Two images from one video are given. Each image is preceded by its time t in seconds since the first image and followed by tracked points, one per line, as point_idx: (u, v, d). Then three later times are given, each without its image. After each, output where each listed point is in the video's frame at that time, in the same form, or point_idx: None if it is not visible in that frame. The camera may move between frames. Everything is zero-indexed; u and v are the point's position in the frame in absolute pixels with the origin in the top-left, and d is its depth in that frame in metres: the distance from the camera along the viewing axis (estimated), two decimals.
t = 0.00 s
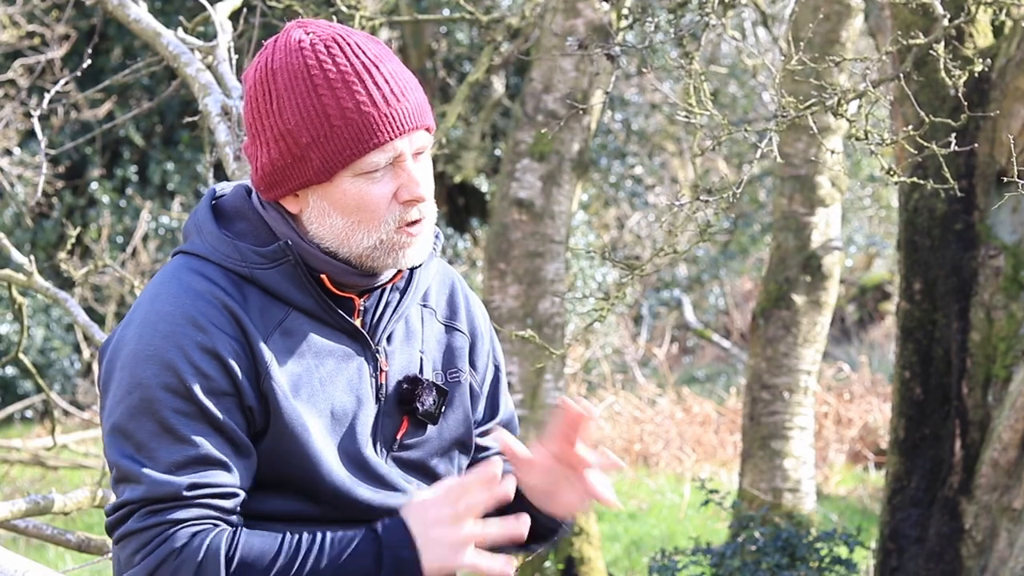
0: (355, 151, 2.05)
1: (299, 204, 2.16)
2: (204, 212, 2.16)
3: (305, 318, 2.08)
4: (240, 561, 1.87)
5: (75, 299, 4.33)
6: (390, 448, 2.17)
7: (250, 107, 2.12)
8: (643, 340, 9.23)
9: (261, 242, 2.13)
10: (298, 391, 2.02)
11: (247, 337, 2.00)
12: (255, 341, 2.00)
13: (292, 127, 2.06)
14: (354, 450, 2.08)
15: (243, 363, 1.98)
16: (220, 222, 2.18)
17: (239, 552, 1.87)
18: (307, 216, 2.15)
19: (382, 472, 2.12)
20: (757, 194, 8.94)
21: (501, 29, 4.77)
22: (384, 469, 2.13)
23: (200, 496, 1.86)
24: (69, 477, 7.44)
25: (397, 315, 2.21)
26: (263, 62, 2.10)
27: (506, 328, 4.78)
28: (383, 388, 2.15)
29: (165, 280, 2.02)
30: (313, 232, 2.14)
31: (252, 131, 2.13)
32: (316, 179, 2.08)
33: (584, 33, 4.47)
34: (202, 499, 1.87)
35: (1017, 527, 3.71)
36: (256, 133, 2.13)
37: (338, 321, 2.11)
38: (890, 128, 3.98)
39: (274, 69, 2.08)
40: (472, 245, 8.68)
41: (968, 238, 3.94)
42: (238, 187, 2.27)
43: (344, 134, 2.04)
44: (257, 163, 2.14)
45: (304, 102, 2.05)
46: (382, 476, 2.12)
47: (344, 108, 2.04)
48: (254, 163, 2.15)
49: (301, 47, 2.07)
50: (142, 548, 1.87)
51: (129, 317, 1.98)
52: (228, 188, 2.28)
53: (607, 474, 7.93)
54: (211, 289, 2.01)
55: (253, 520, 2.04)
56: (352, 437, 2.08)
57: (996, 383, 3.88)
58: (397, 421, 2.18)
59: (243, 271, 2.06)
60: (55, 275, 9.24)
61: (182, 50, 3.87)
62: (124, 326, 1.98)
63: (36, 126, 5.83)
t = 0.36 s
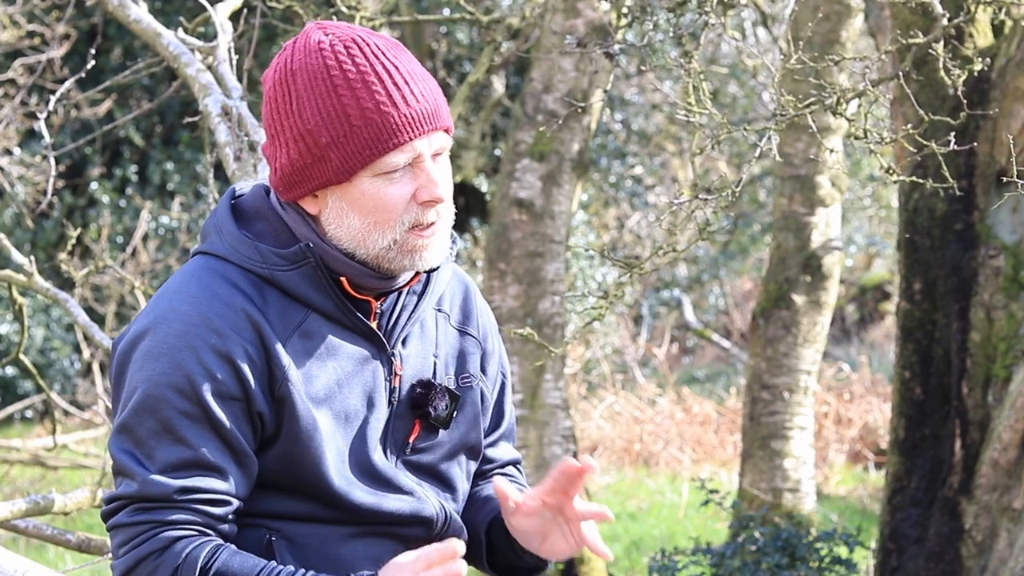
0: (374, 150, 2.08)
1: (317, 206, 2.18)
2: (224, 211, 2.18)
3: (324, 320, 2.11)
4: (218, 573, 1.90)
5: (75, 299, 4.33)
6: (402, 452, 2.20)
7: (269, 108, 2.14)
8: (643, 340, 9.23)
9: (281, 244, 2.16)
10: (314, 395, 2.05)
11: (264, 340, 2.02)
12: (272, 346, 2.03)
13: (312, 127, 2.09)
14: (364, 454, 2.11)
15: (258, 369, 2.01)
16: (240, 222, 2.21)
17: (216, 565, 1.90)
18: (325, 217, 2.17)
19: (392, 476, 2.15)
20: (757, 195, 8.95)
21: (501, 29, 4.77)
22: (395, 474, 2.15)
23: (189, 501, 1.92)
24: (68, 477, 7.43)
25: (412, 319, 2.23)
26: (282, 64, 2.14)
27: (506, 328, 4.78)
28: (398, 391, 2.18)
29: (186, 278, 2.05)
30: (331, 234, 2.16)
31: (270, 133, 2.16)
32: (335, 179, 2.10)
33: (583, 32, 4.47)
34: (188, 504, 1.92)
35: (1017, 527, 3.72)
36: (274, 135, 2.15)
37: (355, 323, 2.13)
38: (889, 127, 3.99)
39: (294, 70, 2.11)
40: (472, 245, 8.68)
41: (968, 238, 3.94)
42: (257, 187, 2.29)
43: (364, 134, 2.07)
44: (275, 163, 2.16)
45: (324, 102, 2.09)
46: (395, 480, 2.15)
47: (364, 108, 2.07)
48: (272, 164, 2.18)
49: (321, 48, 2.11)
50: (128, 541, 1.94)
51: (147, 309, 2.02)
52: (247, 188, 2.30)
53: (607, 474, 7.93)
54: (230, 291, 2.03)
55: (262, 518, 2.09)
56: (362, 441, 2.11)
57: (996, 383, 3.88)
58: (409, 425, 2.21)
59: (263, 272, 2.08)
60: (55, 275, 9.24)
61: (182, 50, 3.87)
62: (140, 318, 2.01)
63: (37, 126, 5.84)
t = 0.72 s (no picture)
0: (389, 151, 2.07)
1: (331, 207, 2.18)
2: (236, 211, 2.19)
3: (334, 323, 2.12)
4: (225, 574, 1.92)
5: (75, 299, 4.33)
6: (409, 455, 2.22)
7: (284, 106, 2.14)
8: (643, 340, 9.23)
9: (293, 245, 2.18)
10: (321, 399, 2.06)
11: (272, 343, 2.03)
12: (280, 348, 2.03)
13: (327, 127, 2.09)
14: (371, 459, 2.14)
15: (266, 371, 2.01)
16: (252, 222, 2.22)
17: (224, 566, 1.92)
18: (339, 217, 2.17)
19: (398, 479, 2.17)
20: (757, 194, 8.95)
21: (501, 29, 4.76)
22: (402, 477, 2.18)
23: (196, 504, 1.92)
24: (68, 477, 7.43)
25: (422, 323, 2.25)
26: (298, 63, 2.13)
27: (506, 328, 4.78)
28: (405, 394, 2.20)
29: (194, 278, 2.05)
30: (344, 234, 2.16)
31: (285, 132, 2.16)
32: (349, 180, 2.10)
33: (583, 33, 4.47)
34: (193, 506, 1.92)
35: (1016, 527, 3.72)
36: (289, 134, 2.15)
37: (364, 326, 2.14)
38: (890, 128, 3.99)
39: (309, 69, 2.11)
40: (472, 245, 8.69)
41: (968, 238, 3.94)
42: (270, 187, 2.30)
43: (379, 136, 2.07)
44: (290, 163, 2.17)
45: (339, 102, 2.08)
46: (402, 484, 2.18)
47: (380, 108, 2.07)
48: (286, 164, 2.18)
49: (338, 49, 2.10)
50: (133, 544, 1.95)
51: (155, 309, 2.02)
52: (259, 188, 2.32)
53: (607, 473, 7.93)
54: (239, 293, 2.04)
55: (267, 518, 2.10)
56: (370, 445, 2.13)
57: (996, 383, 3.87)
58: (417, 427, 2.23)
59: (274, 274, 2.09)
60: (55, 275, 9.23)
61: (182, 50, 3.87)
62: (148, 318, 2.01)
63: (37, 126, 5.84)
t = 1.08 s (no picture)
0: (388, 147, 2.01)
1: (326, 200, 2.13)
2: (233, 211, 2.14)
3: (331, 324, 2.07)
4: None
5: (75, 299, 4.33)
6: (405, 457, 2.17)
7: (287, 95, 2.09)
8: (643, 340, 9.23)
9: (290, 246, 2.13)
10: (318, 400, 2.02)
11: (269, 343, 1.99)
12: (277, 348, 1.99)
13: (328, 118, 2.03)
14: (369, 461, 2.09)
15: (263, 371, 1.97)
16: (248, 222, 2.17)
17: (225, 570, 1.88)
18: (334, 211, 2.12)
19: (395, 482, 2.12)
20: (757, 195, 8.95)
21: (501, 28, 4.76)
22: (399, 480, 2.13)
23: (193, 504, 1.87)
24: (68, 477, 7.43)
25: (417, 325, 2.20)
26: (304, 53, 2.08)
27: (506, 328, 4.78)
28: (402, 397, 2.15)
29: (191, 278, 2.01)
30: (338, 231, 2.11)
31: (286, 122, 2.10)
32: (346, 173, 2.04)
33: (583, 33, 4.47)
34: (195, 508, 1.88)
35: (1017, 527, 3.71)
36: (290, 124, 2.10)
37: (361, 326, 2.09)
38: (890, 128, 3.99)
39: (315, 60, 2.05)
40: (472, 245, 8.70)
41: (968, 238, 3.94)
42: (267, 187, 2.25)
43: (379, 129, 2.01)
44: (290, 153, 2.11)
45: (342, 94, 2.02)
46: (399, 487, 2.13)
47: (382, 104, 2.01)
48: (286, 154, 2.13)
49: (345, 43, 2.04)
50: (131, 546, 1.90)
51: (151, 309, 1.97)
52: (257, 187, 2.26)
53: (607, 474, 7.93)
54: (235, 292, 1.99)
55: (262, 521, 2.05)
56: (367, 448, 2.08)
57: (996, 383, 3.87)
58: (413, 429, 2.17)
59: (271, 274, 2.04)
60: (55, 275, 9.24)
61: (182, 50, 3.87)
62: (144, 319, 1.97)
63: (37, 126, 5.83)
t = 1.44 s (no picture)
0: (355, 140, 1.97)
1: (295, 191, 2.08)
2: (207, 214, 2.09)
3: (305, 323, 2.02)
4: None
5: (75, 299, 4.32)
6: (389, 455, 2.10)
7: (263, 85, 2.05)
8: (643, 339, 9.23)
9: (264, 247, 2.07)
10: (297, 399, 1.98)
11: (246, 342, 1.95)
12: (253, 347, 1.95)
13: (299, 108, 1.99)
14: (350, 459, 2.02)
15: (242, 372, 1.94)
16: (223, 225, 2.11)
17: None
18: (300, 204, 2.07)
19: (377, 478, 2.05)
20: (757, 195, 8.96)
21: (501, 28, 4.76)
22: (381, 475, 2.06)
23: (200, 510, 1.88)
24: (69, 477, 7.43)
25: (398, 321, 2.13)
26: (283, 44, 2.05)
27: (506, 328, 4.78)
28: (383, 394, 2.09)
29: (166, 283, 1.97)
30: (304, 224, 2.05)
31: (261, 113, 2.07)
32: (313, 165, 2.00)
33: (583, 33, 4.47)
34: (203, 520, 1.89)
35: (1017, 527, 3.72)
36: (264, 114, 2.06)
37: (336, 326, 2.04)
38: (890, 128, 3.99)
39: (291, 51, 2.02)
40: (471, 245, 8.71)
41: (968, 238, 3.94)
42: (244, 188, 2.19)
43: (348, 122, 1.97)
44: (263, 142, 2.07)
45: (314, 86, 1.99)
46: (384, 484, 2.05)
47: (352, 98, 1.97)
48: (260, 143, 2.09)
49: (323, 37, 2.01)
50: (140, 562, 1.87)
51: (127, 317, 1.94)
52: (234, 188, 2.21)
53: (607, 474, 7.93)
54: (211, 294, 1.96)
55: (249, 522, 2.00)
56: (348, 444, 2.02)
57: (996, 383, 3.87)
58: (396, 427, 2.11)
59: (244, 276, 2.00)
60: (55, 275, 9.24)
61: (182, 50, 3.87)
62: (121, 328, 1.94)
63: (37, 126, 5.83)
